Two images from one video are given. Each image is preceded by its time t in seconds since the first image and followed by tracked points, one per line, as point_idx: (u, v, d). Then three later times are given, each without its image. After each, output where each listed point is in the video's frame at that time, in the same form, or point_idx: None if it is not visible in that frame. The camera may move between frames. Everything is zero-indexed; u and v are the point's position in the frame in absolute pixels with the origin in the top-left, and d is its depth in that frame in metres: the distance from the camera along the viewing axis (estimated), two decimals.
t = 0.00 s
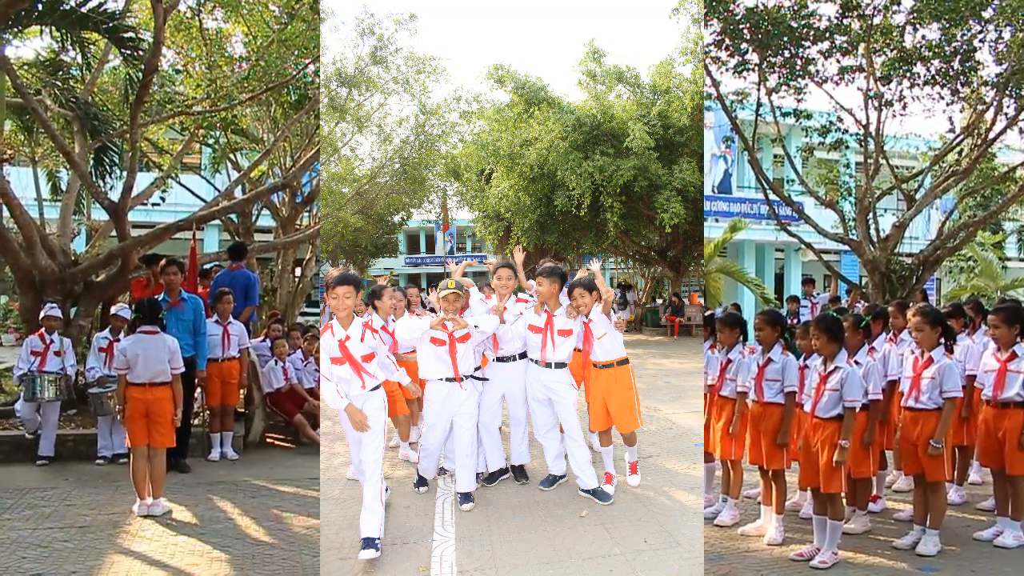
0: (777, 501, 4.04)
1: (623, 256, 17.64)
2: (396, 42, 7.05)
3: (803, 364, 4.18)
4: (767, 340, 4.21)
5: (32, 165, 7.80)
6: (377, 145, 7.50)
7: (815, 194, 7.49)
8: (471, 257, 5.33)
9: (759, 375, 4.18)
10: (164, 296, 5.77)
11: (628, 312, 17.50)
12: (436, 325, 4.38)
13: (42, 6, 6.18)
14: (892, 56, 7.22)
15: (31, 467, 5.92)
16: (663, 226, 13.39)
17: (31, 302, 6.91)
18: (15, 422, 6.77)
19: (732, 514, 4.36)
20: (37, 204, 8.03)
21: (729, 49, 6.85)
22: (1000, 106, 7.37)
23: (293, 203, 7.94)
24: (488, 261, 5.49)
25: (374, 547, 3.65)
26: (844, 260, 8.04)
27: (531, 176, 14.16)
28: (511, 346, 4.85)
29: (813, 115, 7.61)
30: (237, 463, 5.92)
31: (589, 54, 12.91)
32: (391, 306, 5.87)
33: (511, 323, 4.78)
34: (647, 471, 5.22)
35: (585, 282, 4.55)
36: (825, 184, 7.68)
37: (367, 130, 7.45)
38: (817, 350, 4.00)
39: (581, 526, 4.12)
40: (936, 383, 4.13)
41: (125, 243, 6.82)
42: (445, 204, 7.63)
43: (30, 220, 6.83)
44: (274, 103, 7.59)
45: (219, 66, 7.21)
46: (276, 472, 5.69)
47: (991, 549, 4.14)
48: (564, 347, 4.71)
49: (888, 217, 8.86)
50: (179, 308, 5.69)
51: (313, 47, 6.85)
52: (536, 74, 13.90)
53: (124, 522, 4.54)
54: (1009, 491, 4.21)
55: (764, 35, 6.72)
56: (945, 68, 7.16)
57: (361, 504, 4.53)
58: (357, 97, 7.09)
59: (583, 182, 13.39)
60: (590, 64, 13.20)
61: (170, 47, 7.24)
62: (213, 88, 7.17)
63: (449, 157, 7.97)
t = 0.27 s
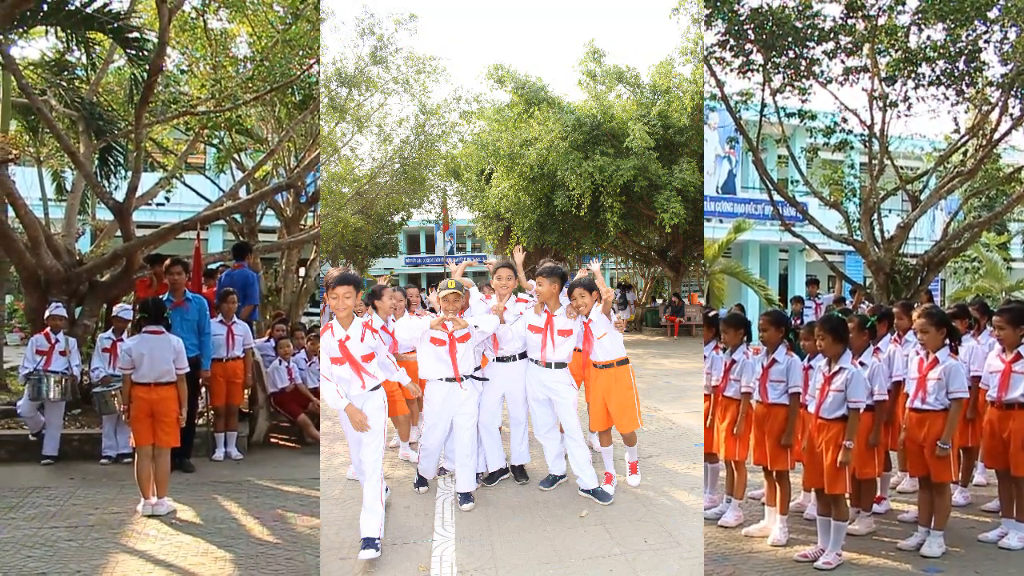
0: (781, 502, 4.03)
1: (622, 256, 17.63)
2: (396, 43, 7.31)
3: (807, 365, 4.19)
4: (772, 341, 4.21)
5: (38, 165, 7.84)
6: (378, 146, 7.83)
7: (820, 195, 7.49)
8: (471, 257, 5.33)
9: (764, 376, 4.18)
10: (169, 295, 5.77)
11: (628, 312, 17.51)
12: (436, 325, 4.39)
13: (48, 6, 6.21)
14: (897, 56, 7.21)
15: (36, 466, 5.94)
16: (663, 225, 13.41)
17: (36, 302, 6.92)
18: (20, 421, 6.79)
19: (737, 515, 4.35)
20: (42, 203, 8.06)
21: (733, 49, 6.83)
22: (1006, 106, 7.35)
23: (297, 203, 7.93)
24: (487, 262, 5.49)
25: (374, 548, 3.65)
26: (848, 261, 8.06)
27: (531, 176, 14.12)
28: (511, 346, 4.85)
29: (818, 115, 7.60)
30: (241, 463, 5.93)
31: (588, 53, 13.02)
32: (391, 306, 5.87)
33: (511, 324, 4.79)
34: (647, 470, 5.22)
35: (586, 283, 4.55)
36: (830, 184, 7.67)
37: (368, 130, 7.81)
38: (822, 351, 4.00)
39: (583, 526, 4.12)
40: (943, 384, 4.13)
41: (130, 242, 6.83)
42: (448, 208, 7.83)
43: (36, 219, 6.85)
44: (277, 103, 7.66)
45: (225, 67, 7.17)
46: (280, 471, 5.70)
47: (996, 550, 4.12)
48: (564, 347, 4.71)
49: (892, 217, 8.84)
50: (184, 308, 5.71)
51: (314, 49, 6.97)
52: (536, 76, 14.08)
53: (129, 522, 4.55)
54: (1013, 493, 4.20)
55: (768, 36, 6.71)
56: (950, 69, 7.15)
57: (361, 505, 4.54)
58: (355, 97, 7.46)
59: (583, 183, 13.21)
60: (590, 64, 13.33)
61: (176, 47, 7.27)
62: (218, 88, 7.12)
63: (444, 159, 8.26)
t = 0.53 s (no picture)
0: (791, 503, 4.03)
1: (623, 256, 17.63)
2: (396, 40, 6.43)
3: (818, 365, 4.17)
4: (783, 342, 4.22)
5: (50, 164, 7.86)
6: (377, 145, 6.48)
7: (831, 196, 7.46)
8: (471, 258, 5.33)
9: (775, 377, 4.17)
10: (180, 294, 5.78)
11: (629, 313, 17.50)
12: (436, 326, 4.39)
13: (63, 6, 6.25)
14: (911, 56, 7.18)
15: (48, 463, 5.97)
16: (664, 226, 13.43)
17: (49, 300, 6.95)
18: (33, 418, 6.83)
19: (748, 516, 4.34)
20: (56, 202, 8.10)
21: (744, 49, 6.79)
22: (1020, 107, 7.30)
23: (307, 201, 7.90)
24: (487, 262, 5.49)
25: (374, 547, 3.65)
26: (861, 262, 8.05)
27: (531, 176, 14.15)
28: (511, 346, 4.86)
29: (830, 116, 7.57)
30: (252, 461, 5.94)
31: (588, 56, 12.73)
32: (392, 306, 6.00)
33: (511, 323, 4.79)
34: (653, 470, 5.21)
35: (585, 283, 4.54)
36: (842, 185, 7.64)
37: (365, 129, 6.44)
38: (834, 351, 3.99)
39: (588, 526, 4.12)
40: (955, 386, 4.11)
41: (143, 241, 6.85)
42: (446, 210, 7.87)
43: (49, 218, 6.89)
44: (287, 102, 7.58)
45: (237, 66, 7.27)
46: (290, 470, 5.71)
47: (1009, 554, 4.10)
48: (563, 347, 4.72)
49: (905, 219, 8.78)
50: (196, 306, 5.72)
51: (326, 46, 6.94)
52: (536, 76, 13.74)
53: (142, 519, 4.57)
54: None
55: (781, 36, 6.69)
56: (964, 69, 7.11)
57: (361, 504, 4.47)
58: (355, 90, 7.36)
59: (583, 182, 13.50)
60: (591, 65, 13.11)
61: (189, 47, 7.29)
62: (231, 87, 7.23)
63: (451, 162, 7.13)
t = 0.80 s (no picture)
0: (805, 505, 4.01)
1: (623, 257, 17.69)
2: (396, 43, 7.31)
3: (833, 367, 4.15)
4: (797, 343, 4.18)
5: (65, 164, 7.91)
6: (378, 146, 7.59)
7: (846, 197, 7.43)
8: (471, 258, 5.38)
9: (788, 379, 4.15)
10: (195, 293, 5.81)
11: (628, 312, 17.53)
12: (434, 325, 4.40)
13: (78, 7, 6.27)
14: (926, 56, 7.12)
15: (64, 461, 6.01)
16: (663, 226, 13.53)
17: (65, 299, 6.99)
18: (49, 416, 6.87)
19: (762, 518, 4.30)
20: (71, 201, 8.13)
21: (759, 49, 6.63)
22: None
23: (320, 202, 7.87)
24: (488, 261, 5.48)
25: (374, 547, 3.66)
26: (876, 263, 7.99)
27: (531, 176, 14.15)
28: (511, 346, 4.85)
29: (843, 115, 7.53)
30: (265, 460, 5.97)
31: (588, 53, 13.08)
32: (391, 306, 5.90)
33: (511, 324, 4.78)
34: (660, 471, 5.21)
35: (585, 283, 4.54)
36: (856, 186, 7.61)
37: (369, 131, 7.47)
38: (849, 352, 3.97)
39: (597, 526, 4.11)
40: (971, 388, 4.09)
41: (157, 240, 6.89)
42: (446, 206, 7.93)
43: (64, 217, 6.94)
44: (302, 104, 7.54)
45: (250, 66, 7.35)
46: (303, 469, 5.73)
47: None
48: (564, 347, 4.70)
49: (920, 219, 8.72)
50: (210, 305, 5.73)
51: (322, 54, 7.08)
52: (537, 76, 13.96)
53: (156, 517, 4.60)
54: None
55: (795, 36, 6.66)
56: (980, 69, 7.05)
57: (360, 505, 4.58)
58: (355, 98, 7.23)
59: (583, 182, 13.36)
60: (590, 64, 13.42)
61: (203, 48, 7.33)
62: (245, 88, 7.31)
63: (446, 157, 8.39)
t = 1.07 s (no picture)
0: (825, 505, 3.99)
1: (623, 256, 17.83)
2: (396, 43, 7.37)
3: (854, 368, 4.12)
4: (818, 344, 4.16)
5: (88, 163, 7.96)
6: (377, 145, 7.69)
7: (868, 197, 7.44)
8: (473, 259, 5.39)
9: (809, 379, 4.12)
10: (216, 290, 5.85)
11: (627, 313, 17.62)
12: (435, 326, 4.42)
13: (101, 6, 6.33)
14: (950, 55, 7.06)
15: (85, 456, 6.06)
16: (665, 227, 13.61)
17: (87, 295, 7.06)
18: (71, 411, 6.94)
19: (781, 518, 4.29)
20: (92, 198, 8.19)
21: (781, 47, 6.70)
22: None
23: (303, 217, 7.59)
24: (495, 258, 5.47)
25: (374, 548, 3.67)
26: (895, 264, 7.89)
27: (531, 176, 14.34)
28: (511, 346, 4.85)
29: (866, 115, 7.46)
30: (284, 457, 6.00)
31: (588, 53, 13.48)
32: (391, 306, 5.85)
33: (511, 324, 4.77)
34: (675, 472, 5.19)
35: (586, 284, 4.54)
36: (878, 185, 7.59)
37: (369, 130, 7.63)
38: (869, 353, 3.94)
39: (610, 526, 4.10)
40: (996, 390, 4.05)
41: (178, 237, 6.93)
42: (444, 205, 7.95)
43: (87, 214, 7.01)
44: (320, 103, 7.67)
45: (272, 65, 7.43)
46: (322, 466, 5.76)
47: None
48: (564, 347, 4.69)
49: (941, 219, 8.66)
50: (231, 302, 5.79)
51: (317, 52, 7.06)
52: (535, 76, 14.60)
53: (177, 513, 4.63)
54: None
55: (817, 34, 6.62)
56: (1005, 68, 6.99)
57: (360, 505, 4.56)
58: (355, 98, 7.38)
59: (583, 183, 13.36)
60: (590, 64, 13.87)
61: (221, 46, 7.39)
62: (266, 86, 7.37)
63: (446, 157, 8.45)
